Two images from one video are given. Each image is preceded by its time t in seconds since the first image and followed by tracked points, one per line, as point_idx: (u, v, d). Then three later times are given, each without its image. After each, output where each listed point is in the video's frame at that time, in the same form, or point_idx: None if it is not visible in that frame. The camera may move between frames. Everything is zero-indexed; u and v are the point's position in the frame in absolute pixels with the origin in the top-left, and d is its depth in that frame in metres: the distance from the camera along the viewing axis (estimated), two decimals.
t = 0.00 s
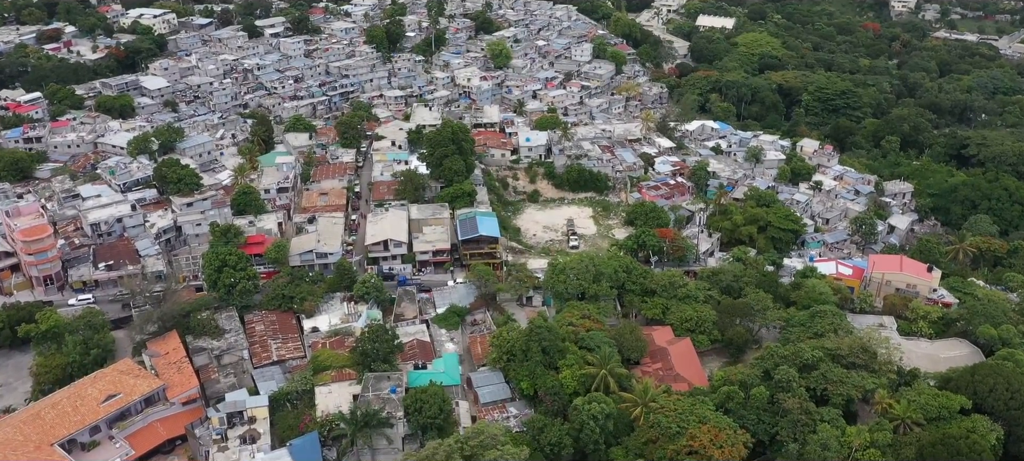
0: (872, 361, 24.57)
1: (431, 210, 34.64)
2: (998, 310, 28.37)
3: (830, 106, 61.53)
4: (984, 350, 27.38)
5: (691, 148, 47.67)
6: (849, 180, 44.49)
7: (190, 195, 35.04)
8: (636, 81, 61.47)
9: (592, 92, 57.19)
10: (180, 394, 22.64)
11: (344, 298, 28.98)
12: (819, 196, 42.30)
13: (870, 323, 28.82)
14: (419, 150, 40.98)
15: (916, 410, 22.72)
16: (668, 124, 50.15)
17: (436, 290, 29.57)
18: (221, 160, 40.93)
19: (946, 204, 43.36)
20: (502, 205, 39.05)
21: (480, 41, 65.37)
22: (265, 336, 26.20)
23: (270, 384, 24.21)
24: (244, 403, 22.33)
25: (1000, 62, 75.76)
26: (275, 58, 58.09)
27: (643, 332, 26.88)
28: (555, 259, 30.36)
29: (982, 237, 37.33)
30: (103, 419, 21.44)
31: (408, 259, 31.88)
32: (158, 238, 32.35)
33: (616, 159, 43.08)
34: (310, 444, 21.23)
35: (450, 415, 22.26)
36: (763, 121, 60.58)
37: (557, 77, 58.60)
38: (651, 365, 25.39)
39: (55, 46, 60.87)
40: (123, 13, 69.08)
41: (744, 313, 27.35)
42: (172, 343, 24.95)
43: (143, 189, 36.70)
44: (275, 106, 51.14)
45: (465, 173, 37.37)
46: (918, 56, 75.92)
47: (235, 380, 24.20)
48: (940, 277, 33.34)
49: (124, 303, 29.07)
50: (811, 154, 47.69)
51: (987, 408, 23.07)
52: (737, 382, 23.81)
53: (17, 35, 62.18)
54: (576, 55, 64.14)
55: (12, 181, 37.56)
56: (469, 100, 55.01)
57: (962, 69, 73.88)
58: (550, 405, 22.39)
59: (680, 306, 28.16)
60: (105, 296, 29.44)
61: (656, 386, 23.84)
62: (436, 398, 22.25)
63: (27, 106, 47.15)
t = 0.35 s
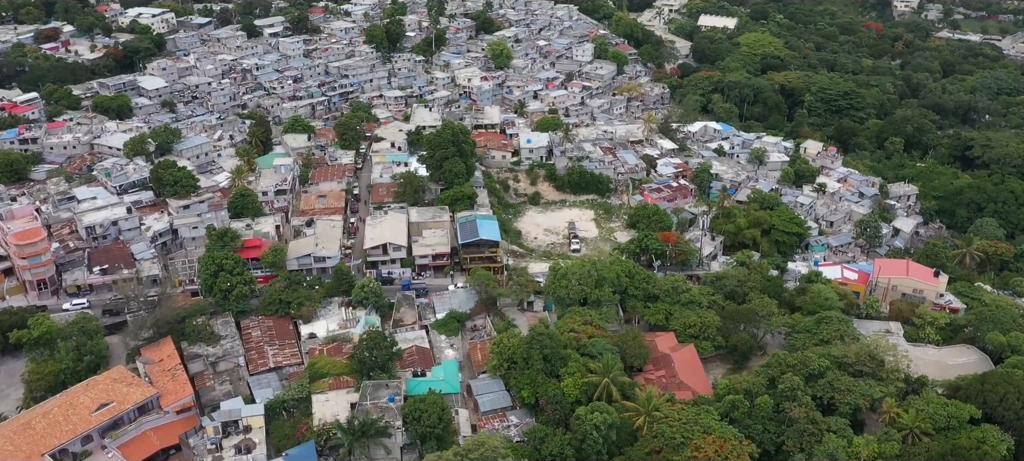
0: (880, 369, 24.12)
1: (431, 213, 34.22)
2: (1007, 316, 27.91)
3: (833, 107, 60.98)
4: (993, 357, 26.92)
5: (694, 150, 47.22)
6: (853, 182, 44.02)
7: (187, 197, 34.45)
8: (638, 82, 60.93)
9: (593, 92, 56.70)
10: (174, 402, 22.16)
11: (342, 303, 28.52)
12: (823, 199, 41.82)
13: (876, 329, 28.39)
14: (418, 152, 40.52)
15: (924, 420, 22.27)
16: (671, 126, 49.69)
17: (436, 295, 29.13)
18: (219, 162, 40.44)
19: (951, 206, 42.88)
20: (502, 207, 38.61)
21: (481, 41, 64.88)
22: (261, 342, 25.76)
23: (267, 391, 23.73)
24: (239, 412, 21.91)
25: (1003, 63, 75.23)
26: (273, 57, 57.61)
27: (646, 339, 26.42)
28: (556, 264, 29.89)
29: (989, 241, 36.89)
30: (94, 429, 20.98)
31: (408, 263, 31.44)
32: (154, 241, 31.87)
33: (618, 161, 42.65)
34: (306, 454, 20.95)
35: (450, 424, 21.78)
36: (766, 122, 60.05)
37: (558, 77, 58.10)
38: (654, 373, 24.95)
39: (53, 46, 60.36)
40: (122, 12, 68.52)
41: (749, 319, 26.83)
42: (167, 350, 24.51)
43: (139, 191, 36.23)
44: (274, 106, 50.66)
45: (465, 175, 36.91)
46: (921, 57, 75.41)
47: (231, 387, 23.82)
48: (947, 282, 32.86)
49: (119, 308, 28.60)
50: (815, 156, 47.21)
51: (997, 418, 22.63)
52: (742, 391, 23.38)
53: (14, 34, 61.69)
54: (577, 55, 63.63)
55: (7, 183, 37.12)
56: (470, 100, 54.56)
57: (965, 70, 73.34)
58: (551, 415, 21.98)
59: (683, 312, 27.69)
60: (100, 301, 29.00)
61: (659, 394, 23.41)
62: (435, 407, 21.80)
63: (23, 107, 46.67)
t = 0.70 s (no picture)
0: (887, 375, 23.74)
1: (431, 216, 33.85)
2: (1014, 322, 27.51)
3: (836, 107, 60.57)
4: (1001, 363, 26.54)
5: (696, 151, 46.86)
6: (857, 183, 43.62)
7: (184, 199, 34.10)
8: (639, 82, 60.50)
9: (594, 93, 56.30)
10: (169, 410, 21.81)
11: (340, 307, 28.15)
12: (826, 201, 41.45)
13: (881, 334, 28.04)
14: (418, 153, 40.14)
15: (933, 428, 21.88)
16: (673, 127, 49.38)
17: (436, 299, 28.74)
18: (217, 163, 40.00)
19: (956, 209, 42.49)
20: (503, 209, 38.25)
21: (481, 41, 64.50)
22: (258, 348, 25.41)
23: (263, 397, 23.41)
24: (235, 420, 21.71)
25: (1007, 63, 74.75)
26: (273, 58, 57.24)
27: (649, 344, 26.02)
28: (557, 268, 29.52)
29: (995, 244, 36.50)
30: (88, 437, 20.63)
31: (407, 267, 31.09)
32: (151, 244, 31.50)
33: (619, 162, 42.27)
34: None
35: (449, 433, 21.41)
36: (768, 122, 59.67)
37: (559, 77, 57.71)
38: (657, 379, 24.59)
39: (51, 45, 59.97)
40: (120, 11, 68.11)
41: (754, 324, 26.44)
42: (162, 356, 24.16)
43: (136, 193, 35.90)
44: (273, 107, 50.31)
45: (466, 177, 36.52)
46: (924, 57, 74.97)
47: (227, 393, 23.49)
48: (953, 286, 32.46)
49: (115, 313, 28.20)
50: (818, 157, 46.79)
51: (1007, 427, 22.25)
52: (746, 399, 23.02)
53: (13, 34, 61.31)
54: (578, 55, 63.23)
55: (3, 185, 36.80)
56: (470, 101, 54.21)
57: (968, 70, 72.88)
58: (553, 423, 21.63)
59: (686, 317, 27.33)
60: (96, 304, 28.63)
61: (662, 402, 23.05)
62: (434, 415, 21.45)
63: (20, 107, 46.30)
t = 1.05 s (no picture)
0: (892, 380, 23.45)
1: (431, 217, 33.55)
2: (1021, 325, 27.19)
3: (839, 107, 60.21)
4: (1007, 367, 26.23)
5: (698, 151, 46.54)
6: (860, 184, 43.26)
7: (182, 199, 33.85)
8: (641, 81, 60.13)
9: (596, 92, 55.99)
10: (166, 415, 21.54)
11: (340, 310, 27.87)
12: (829, 202, 41.14)
13: (886, 337, 27.76)
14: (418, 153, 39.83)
15: (939, 433, 21.60)
16: (675, 127, 49.02)
17: (436, 301, 28.47)
18: (216, 163, 39.74)
19: (960, 209, 42.17)
20: (504, 210, 38.00)
21: (482, 40, 64.18)
22: (257, 351, 25.15)
23: (262, 401, 23.15)
24: (232, 424, 21.46)
25: (1009, 62, 74.35)
26: (272, 57, 56.92)
27: (651, 347, 25.76)
28: (559, 270, 29.22)
29: (999, 245, 36.20)
30: (83, 442, 20.32)
31: (407, 268, 30.80)
32: (149, 245, 31.24)
33: (621, 162, 41.92)
34: None
35: (449, 438, 21.14)
36: (771, 122, 59.35)
37: (560, 77, 57.37)
38: (660, 383, 24.32)
39: (50, 44, 59.63)
40: (120, 9, 67.72)
41: (758, 327, 26.13)
42: (160, 359, 23.89)
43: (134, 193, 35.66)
44: (273, 106, 50.02)
45: (466, 178, 36.22)
46: (926, 56, 74.59)
47: (225, 397, 23.23)
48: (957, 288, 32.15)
49: (112, 314, 27.90)
50: (821, 158, 46.43)
51: (1014, 432, 21.97)
52: (750, 403, 22.74)
53: (11, 33, 60.96)
54: (580, 54, 62.88)
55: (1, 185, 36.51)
56: (470, 100, 53.94)
57: (971, 70, 72.51)
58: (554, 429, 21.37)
59: (689, 319, 27.04)
60: (93, 306, 28.37)
61: (665, 406, 22.78)
62: (434, 419, 21.19)
63: (18, 106, 45.97)
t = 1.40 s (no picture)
0: (897, 383, 23.22)
1: (431, 218, 33.34)
2: None
3: (841, 107, 59.91)
4: (1013, 370, 25.99)
5: (700, 152, 46.32)
6: (863, 184, 43.01)
7: (181, 201, 33.79)
8: (642, 81, 59.87)
9: (597, 92, 55.79)
10: (165, 418, 21.34)
11: (340, 312, 27.67)
12: (832, 203, 40.92)
13: (890, 340, 27.57)
14: (419, 154, 39.65)
15: (945, 437, 21.36)
16: (676, 127, 48.81)
17: (436, 304, 28.27)
18: (215, 164, 39.60)
19: (963, 210, 41.92)
20: (505, 211, 37.84)
21: (483, 40, 63.98)
22: (256, 354, 24.97)
23: (261, 404, 22.93)
24: (230, 428, 21.24)
25: (1012, 63, 74.04)
26: (272, 57, 56.73)
27: (653, 350, 25.58)
28: (560, 272, 29.00)
29: (1004, 246, 35.96)
30: (79, 447, 20.09)
31: (408, 270, 30.59)
32: (148, 247, 31.02)
33: (623, 163, 41.69)
34: None
35: (450, 442, 20.93)
36: (772, 122, 59.11)
37: (561, 77, 57.13)
38: (662, 386, 24.13)
39: (50, 44, 59.44)
40: (120, 10, 67.52)
41: (761, 330, 25.91)
42: (158, 362, 23.71)
43: (133, 194, 35.51)
44: (273, 106, 49.84)
45: (467, 179, 36.04)
46: (928, 56, 74.32)
47: (224, 400, 23.00)
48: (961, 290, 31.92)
49: (110, 317, 27.69)
50: (823, 158, 46.23)
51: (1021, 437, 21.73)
52: (754, 407, 22.51)
53: (11, 33, 60.79)
54: (581, 54, 62.67)
55: None
56: (471, 101, 53.77)
57: (973, 70, 72.23)
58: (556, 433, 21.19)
59: (691, 322, 26.81)
60: (91, 309, 28.18)
61: (667, 410, 22.59)
62: (434, 423, 21.00)
63: (17, 107, 45.80)
